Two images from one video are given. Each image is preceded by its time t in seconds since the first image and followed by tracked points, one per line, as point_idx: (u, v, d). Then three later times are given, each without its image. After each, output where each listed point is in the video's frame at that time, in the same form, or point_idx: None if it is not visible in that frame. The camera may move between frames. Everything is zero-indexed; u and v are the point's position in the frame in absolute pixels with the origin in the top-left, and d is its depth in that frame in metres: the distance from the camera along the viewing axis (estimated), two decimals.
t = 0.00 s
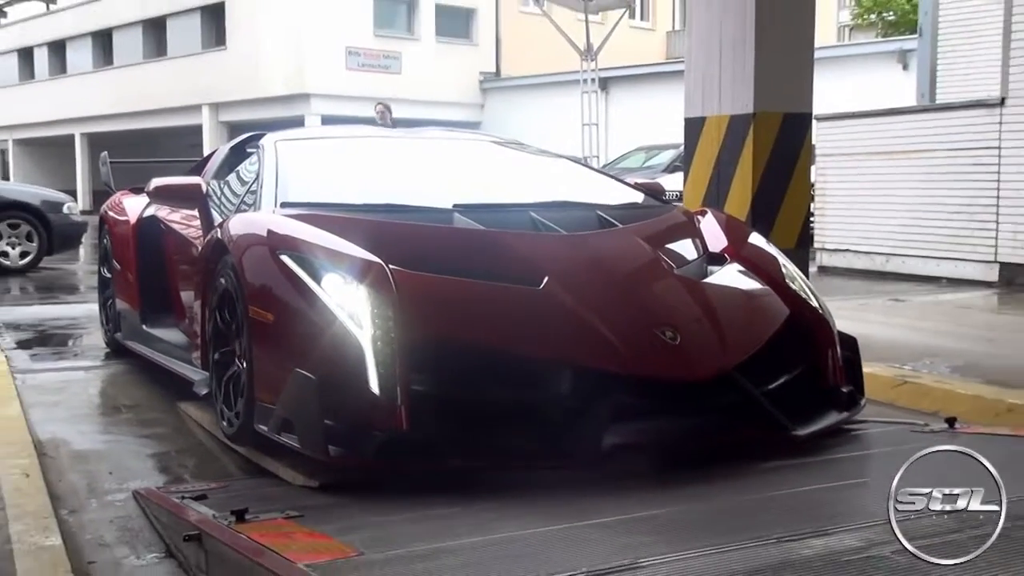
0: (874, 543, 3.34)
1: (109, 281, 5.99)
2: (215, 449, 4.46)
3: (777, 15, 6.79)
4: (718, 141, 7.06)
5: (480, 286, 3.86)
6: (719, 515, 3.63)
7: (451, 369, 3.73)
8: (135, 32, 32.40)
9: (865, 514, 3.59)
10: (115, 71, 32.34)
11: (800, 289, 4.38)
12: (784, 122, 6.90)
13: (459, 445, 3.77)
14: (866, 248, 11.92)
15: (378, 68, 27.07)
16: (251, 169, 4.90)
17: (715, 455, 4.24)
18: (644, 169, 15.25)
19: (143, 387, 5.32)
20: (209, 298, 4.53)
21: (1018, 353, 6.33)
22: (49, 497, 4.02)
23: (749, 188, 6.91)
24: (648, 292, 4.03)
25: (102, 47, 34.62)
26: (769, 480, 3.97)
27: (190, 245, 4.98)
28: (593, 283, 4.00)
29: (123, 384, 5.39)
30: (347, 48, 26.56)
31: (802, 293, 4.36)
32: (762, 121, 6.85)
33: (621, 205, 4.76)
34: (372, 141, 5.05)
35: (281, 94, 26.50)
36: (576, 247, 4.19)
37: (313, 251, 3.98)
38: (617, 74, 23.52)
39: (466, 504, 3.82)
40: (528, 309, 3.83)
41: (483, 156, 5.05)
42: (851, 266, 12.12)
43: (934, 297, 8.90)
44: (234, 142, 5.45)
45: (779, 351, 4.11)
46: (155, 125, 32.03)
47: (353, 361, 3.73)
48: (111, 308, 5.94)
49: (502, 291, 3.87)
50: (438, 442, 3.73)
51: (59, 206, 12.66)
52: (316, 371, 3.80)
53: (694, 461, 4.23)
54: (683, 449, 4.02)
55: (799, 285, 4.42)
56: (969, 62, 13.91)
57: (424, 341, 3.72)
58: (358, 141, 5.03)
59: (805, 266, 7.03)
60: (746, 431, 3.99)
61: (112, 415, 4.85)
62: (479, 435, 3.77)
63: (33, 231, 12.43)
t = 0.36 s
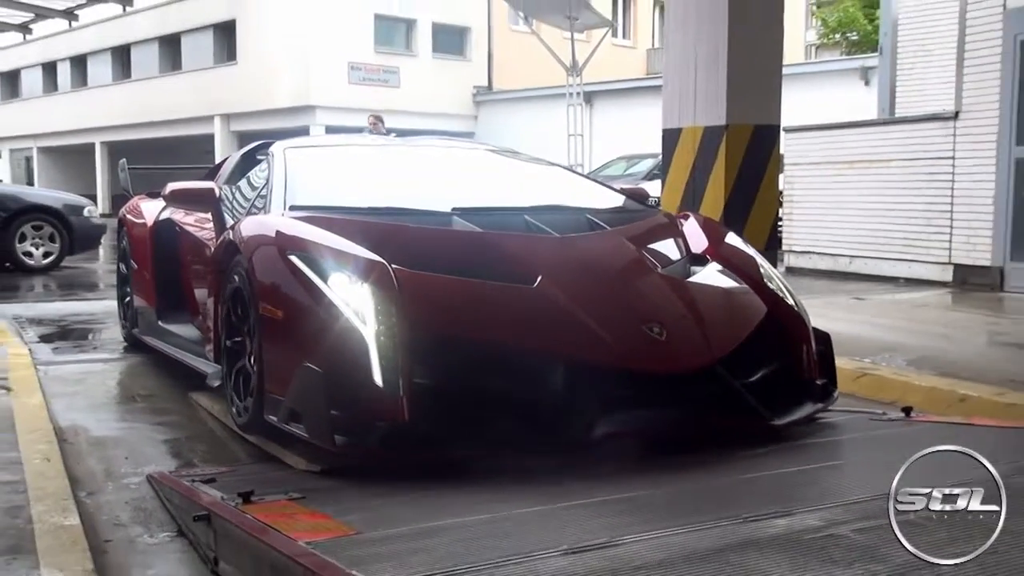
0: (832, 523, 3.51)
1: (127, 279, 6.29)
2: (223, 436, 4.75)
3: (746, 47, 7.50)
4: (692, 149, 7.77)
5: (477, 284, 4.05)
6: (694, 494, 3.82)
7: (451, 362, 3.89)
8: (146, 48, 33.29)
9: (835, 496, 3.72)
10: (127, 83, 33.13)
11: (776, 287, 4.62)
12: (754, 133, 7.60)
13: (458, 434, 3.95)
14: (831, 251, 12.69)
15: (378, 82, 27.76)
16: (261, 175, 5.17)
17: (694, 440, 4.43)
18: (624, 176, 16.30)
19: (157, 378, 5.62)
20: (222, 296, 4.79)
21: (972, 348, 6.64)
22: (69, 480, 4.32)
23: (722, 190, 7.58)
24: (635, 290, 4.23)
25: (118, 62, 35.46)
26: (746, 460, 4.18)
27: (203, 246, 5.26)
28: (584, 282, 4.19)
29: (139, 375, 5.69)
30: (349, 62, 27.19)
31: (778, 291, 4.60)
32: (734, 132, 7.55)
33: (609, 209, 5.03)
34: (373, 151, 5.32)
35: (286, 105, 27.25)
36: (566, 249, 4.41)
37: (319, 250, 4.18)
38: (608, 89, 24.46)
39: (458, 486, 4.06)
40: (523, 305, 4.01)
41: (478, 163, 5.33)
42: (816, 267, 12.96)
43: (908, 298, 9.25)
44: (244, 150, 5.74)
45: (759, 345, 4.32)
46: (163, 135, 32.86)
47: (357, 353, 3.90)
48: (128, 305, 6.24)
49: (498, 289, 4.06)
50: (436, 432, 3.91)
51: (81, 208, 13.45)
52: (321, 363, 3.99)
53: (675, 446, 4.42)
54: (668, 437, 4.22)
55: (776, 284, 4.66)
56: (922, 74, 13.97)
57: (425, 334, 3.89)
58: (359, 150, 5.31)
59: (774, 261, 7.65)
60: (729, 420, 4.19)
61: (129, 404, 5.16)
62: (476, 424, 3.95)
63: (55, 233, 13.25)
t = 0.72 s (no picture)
0: (791, 500, 3.70)
1: (136, 276, 6.60)
2: (226, 422, 5.03)
3: (712, 63, 7.83)
4: (665, 155, 8.09)
5: (465, 279, 4.29)
6: (664, 475, 4.05)
7: (443, 352, 4.11)
8: (156, 60, 34.10)
9: (798, 476, 3.93)
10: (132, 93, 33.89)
11: (744, 282, 4.93)
12: (721, 140, 7.92)
13: (449, 421, 4.17)
14: (793, 249, 13.00)
15: (372, 92, 28.62)
16: (263, 178, 5.46)
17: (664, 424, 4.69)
18: (606, 180, 16.87)
19: (163, 368, 5.93)
20: (225, 291, 5.08)
21: (922, 339, 6.95)
22: (81, 462, 4.60)
23: (689, 195, 7.92)
24: (613, 286, 4.49)
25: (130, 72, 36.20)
26: (715, 442, 4.44)
27: (208, 244, 5.55)
28: (566, 278, 4.45)
29: (147, 365, 5.99)
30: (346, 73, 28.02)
31: (745, 285, 4.91)
32: (701, 140, 7.87)
33: (591, 210, 5.33)
34: (368, 155, 5.63)
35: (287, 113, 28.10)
36: (548, 247, 4.67)
37: (318, 248, 4.44)
38: (587, 99, 25.20)
39: (446, 466, 4.32)
40: (509, 299, 4.25)
41: (467, 167, 5.64)
42: (779, 264, 13.24)
43: (875, 294, 9.65)
44: (247, 153, 6.05)
45: (728, 337, 4.60)
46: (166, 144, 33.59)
47: (354, 344, 4.14)
48: (138, 299, 6.54)
49: (485, 284, 4.30)
50: (428, 418, 4.12)
51: (94, 209, 14.05)
52: (319, 353, 4.23)
53: (646, 431, 4.69)
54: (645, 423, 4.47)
55: (744, 280, 4.96)
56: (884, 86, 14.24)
57: (417, 326, 4.10)
58: (355, 154, 5.61)
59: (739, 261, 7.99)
60: (701, 407, 4.45)
61: (137, 392, 5.45)
62: (468, 412, 4.16)
63: (70, 233, 13.83)
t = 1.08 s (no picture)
0: (768, 483, 3.92)
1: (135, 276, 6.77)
2: (224, 418, 5.20)
3: (688, 68, 8.06)
4: (643, 158, 8.31)
5: (454, 275, 4.46)
6: (648, 461, 4.25)
7: (434, 346, 4.29)
8: (152, 67, 34.45)
9: (772, 459, 4.15)
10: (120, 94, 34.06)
11: (720, 276, 5.15)
12: (696, 142, 8.14)
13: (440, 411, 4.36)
14: (764, 244, 13.58)
15: (361, 96, 28.73)
16: (257, 180, 5.63)
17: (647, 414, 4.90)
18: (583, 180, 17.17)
19: (161, 366, 6.10)
20: (222, 290, 5.26)
21: (889, 328, 7.20)
22: (85, 458, 4.77)
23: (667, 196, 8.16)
24: (595, 280, 4.68)
25: (128, 79, 36.46)
26: (694, 430, 4.65)
27: (205, 244, 5.72)
28: (550, 273, 4.63)
29: (147, 364, 6.17)
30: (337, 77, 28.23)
31: (721, 279, 5.13)
32: (677, 143, 8.09)
33: (574, 209, 5.54)
34: (358, 157, 5.81)
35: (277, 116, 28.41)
36: (533, 243, 4.86)
37: (312, 247, 4.61)
38: (566, 101, 25.40)
39: (438, 456, 4.52)
40: (497, 292, 4.43)
41: (454, 169, 5.84)
42: (751, 258, 13.81)
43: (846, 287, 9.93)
44: (241, 157, 6.22)
45: (705, 328, 4.81)
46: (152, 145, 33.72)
47: (349, 339, 4.31)
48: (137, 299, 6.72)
49: (473, 279, 4.47)
50: (419, 409, 4.31)
51: (93, 211, 14.25)
52: (314, 349, 4.40)
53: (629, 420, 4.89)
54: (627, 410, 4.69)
55: (720, 273, 5.18)
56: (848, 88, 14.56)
57: (409, 321, 4.28)
58: (345, 157, 5.79)
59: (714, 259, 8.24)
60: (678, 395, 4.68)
61: (137, 390, 5.62)
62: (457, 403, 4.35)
63: (71, 235, 13.98)
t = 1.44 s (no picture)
0: (751, 451, 3.94)
1: (100, 307, 6.72)
2: (200, 440, 5.15)
3: (639, 62, 8.18)
4: (603, 144, 8.42)
5: (423, 276, 4.43)
6: (629, 444, 4.26)
7: (407, 349, 4.27)
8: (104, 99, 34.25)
9: (752, 431, 4.17)
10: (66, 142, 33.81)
11: (690, 258, 5.17)
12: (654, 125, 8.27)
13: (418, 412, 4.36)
14: (729, 227, 13.57)
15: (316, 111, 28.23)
16: (216, 200, 5.60)
17: (622, 399, 4.94)
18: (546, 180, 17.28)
19: (132, 395, 6.04)
20: (190, 311, 5.20)
21: (856, 299, 7.27)
22: (61, 490, 4.70)
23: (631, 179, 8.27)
24: (564, 271, 4.68)
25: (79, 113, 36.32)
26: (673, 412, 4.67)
27: (168, 268, 5.68)
28: (519, 266, 4.62)
29: (118, 393, 6.12)
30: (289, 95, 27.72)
31: (692, 261, 5.15)
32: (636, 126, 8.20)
33: (537, 203, 5.56)
34: (317, 169, 5.80)
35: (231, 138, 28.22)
36: (498, 236, 4.85)
37: (276, 258, 4.55)
38: (526, 100, 25.35)
39: (420, 456, 4.50)
40: (467, 290, 4.41)
41: (415, 173, 5.86)
42: (718, 243, 13.80)
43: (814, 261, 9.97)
44: (199, 178, 6.20)
45: (679, 311, 4.83)
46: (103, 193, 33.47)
47: (322, 349, 4.27)
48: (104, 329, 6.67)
49: (443, 278, 4.44)
50: (396, 412, 4.31)
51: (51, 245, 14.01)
52: (286, 360, 4.36)
53: (604, 406, 4.93)
54: (604, 396, 4.73)
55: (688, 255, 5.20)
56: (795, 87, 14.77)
57: (381, 327, 4.25)
58: (303, 170, 5.79)
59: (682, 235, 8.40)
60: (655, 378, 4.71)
61: (110, 421, 5.56)
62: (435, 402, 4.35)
63: (30, 272, 13.66)
